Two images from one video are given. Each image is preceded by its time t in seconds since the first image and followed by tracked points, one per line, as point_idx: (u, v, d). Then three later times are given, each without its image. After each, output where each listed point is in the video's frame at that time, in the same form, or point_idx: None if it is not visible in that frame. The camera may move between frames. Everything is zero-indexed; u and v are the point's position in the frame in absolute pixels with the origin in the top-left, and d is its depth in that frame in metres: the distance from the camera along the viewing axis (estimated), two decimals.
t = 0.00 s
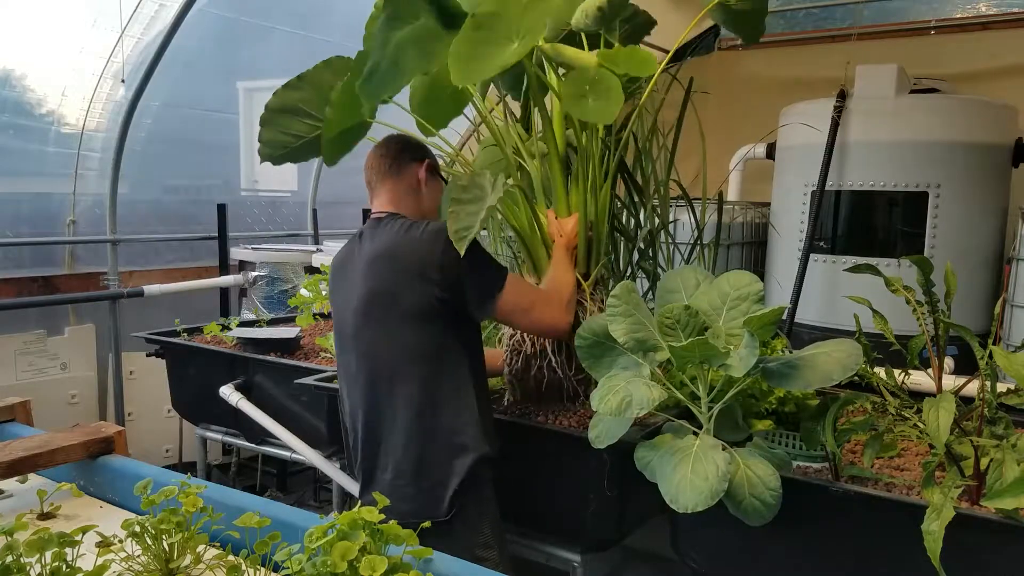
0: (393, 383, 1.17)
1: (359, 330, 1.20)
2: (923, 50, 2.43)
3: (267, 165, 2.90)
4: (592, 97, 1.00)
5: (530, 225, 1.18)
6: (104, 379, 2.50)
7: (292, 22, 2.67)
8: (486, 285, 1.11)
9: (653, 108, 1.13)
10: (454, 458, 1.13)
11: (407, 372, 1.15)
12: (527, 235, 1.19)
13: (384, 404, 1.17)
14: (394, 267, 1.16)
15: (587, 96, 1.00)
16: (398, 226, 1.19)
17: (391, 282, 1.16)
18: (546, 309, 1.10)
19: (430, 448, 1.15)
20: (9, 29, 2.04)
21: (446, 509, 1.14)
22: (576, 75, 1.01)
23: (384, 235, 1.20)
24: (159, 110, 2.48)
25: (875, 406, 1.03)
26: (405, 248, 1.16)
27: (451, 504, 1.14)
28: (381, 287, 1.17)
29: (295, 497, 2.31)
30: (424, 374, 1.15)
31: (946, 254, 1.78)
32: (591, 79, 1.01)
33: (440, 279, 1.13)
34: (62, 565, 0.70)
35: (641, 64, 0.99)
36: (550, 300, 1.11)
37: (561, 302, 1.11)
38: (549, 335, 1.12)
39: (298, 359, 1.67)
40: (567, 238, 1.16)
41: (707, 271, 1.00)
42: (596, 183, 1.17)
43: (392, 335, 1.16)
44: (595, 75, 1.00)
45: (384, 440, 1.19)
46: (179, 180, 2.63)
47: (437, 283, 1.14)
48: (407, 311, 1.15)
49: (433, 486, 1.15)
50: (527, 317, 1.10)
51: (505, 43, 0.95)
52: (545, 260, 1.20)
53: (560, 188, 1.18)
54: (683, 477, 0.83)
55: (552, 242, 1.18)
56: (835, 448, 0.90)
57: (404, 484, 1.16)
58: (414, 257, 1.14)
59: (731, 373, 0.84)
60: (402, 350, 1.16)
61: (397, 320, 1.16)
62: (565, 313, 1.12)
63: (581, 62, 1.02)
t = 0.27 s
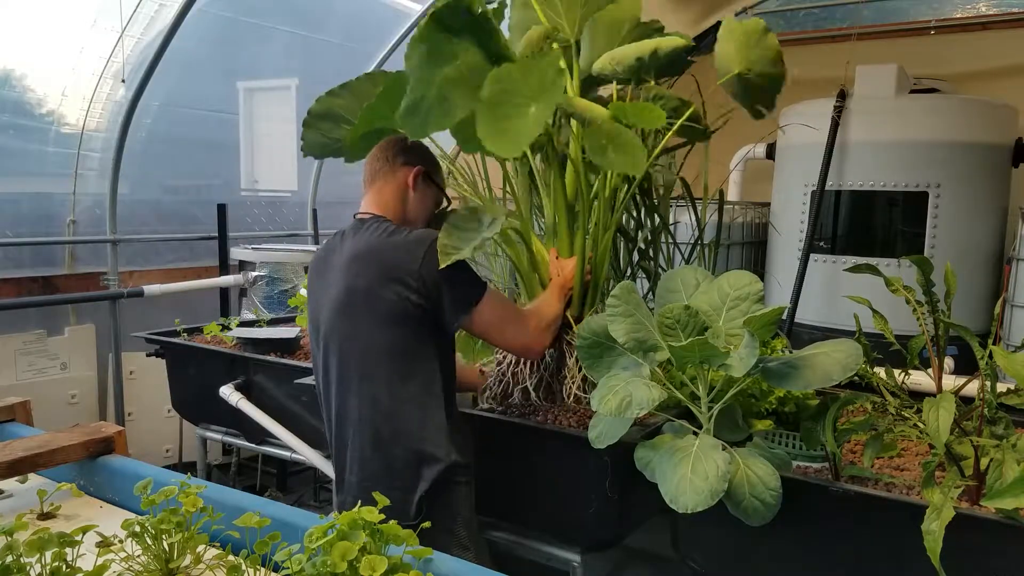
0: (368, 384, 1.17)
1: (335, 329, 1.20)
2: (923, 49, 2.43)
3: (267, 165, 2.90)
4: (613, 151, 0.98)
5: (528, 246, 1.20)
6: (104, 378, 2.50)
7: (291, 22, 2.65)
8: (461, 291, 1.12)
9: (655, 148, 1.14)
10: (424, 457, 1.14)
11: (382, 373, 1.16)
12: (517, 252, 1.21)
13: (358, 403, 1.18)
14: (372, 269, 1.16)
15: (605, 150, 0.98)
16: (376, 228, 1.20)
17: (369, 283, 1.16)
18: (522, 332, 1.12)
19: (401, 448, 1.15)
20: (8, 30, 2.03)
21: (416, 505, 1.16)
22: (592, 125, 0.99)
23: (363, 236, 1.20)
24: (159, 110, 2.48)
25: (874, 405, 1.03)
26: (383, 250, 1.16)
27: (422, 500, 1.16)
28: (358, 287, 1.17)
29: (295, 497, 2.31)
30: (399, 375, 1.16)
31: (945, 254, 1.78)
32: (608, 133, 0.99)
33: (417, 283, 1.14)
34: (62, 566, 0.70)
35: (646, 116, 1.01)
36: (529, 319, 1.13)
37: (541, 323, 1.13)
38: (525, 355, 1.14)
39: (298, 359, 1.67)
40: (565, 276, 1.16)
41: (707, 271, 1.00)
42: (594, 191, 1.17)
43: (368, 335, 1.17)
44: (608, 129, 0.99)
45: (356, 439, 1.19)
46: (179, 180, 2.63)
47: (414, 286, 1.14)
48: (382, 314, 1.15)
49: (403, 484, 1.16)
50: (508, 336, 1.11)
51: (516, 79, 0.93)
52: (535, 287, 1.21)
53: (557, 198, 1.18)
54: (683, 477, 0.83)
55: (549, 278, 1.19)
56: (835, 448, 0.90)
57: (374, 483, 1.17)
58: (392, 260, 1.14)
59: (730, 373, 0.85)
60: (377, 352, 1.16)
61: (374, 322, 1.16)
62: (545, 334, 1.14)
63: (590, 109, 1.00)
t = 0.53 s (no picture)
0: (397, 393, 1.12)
1: (363, 337, 1.14)
2: (923, 49, 2.43)
3: (267, 165, 2.90)
4: (612, 162, 1.01)
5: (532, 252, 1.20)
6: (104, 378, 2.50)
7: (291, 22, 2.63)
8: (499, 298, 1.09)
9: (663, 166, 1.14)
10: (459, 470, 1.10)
11: (414, 383, 1.11)
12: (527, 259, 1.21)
13: (387, 415, 1.12)
14: (403, 275, 1.10)
15: (606, 161, 1.01)
16: (408, 233, 1.15)
17: (401, 290, 1.10)
18: (540, 346, 1.11)
19: (434, 461, 1.10)
20: (8, 30, 2.03)
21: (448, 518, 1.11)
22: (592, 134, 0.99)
23: (394, 240, 1.15)
24: (159, 110, 2.48)
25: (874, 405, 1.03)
26: (417, 256, 1.11)
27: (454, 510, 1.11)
28: (390, 295, 1.11)
29: (295, 497, 2.31)
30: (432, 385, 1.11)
31: (946, 254, 1.78)
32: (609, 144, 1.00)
33: (451, 292, 1.09)
34: (62, 566, 0.70)
35: (661, 139, 1.02)
36: (548, 334, 1.12)
37: (556, 337, 1.13)
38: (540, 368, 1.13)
39: (298, 359, 1.67)
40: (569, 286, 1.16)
41: (707, 272, 1.00)
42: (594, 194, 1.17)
43: (400, 345, 1.11)
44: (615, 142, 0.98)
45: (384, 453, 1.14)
46: (179, 180, 2.63)
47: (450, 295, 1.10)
48: (416, 323, 1.10)
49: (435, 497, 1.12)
50: (525, 348, 1.10)
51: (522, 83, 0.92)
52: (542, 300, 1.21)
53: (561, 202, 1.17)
54: (683, 477, 0.83)
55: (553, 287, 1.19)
56: (835, 448, 0.90)
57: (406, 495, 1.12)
58: (427, 267, 1.10)
59: (730, 373, 0.85)
60: (410, 361, 1.11)
61: (406, 331, 1.11)
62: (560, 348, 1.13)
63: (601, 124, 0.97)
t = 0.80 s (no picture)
0: (384, 396, 1.12)
1: (353, 340, 1.14)
2: (923, 49, 2.43)
3: (267, 165, 2.90)
4: (574, 167, 0.98)
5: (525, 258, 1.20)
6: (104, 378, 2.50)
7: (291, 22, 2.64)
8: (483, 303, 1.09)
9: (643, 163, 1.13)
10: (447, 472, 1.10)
11: (401, 387, 1.11)
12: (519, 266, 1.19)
13: (375, 418, 1.12)
14: (386, 280, 1.10)
15: (567, 165, 0.99)
16: (396, 236, 1.14)
17: (387, 293, 1.10)
18: (526, 348, 1.11)
19: (422, 464, 1.10)
20: (8, 30, 2.03)
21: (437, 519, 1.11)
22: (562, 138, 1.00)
23: (382, 243, 1.14)
24: (159, 110, 2.48)
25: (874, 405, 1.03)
26: (404, 260, 1.11)
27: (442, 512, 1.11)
28: (377, 298, 1.11)
29: (295, 497, 2.31)
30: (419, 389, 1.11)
31: (945, 254, 1.78)
32: (574, 148, 0.99)
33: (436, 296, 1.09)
34: (63, 565, 0.70)
35: (627, 133, 0.99)
36: (535, 340, 1.12)
37: (544, 344, 1.12)
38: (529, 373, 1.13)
39: (298, 359, 1.67)
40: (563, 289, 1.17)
41: (707, 272, 1.00)
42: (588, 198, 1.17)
43: (388, 348, 1.11)
44: (576, 144, 0.99)
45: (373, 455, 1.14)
46: (179, 180, 2.63)
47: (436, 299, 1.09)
48: (402, 327, 1.10)
49: (424, 498, 1.12)
50: (512, 352, 1.10)
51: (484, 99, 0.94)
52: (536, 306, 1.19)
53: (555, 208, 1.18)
54: (683, 477, 0.83)
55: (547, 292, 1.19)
56: (835, 448, 0.90)
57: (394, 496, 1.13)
58: (413, 271, 1.09)
59: (730, 374, 0.85)
60: (397, 365, 1.11)
61: (392, 335, 1.11)
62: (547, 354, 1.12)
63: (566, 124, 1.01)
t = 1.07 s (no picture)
0: (383, 397, 1.12)
1: (353, 340, 1.14)
2: (923, 49, 2.43)
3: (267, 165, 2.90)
4: (582, 180, 0.98)
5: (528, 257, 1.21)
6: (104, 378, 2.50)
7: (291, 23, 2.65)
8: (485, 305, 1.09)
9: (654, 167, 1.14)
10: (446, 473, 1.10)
11: (401, 388, 1.11)
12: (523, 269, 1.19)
13: (374, 418, 1.12)
14: (388, 279, 1.10)
15: (577, 178, 0.98)
16: (398, 235, 1.14)
17: (389, 292, 1.10)
18: (530, 357, 1.11)
19: (422, 465, 1.10)
20: (8, 30, 2.03)
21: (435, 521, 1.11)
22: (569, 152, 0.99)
23: (382, 243, 1.14)
24: (159, 110, 2.49)
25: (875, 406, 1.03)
26: (405, 260, 1.11)
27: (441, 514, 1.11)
28: (378, 298, 1.11)
29: (295, 497, 2.31)
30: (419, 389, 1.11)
31: (945, 254, 1.78)
32: (581, 158, 0.99)
33: (437, 296, 1.09)
34: (63, 565, 0.70)
35: (637, 146, 0.97)
36: (536, 346, 1.12)
37: (546, 351, 1.13)
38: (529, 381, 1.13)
39: (298, 359, 1.67)
40: (562, 290, 1.17)
41: (707, 272, 1.00)
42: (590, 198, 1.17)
43: (388, 348, 1.11)
44: (586, 155, 0.98)
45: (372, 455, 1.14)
46: (179, 180, 2.63)
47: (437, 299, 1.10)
48: (402, 327, 1.10)
49: (423, 499, 1.12)
50: (519, 361, 1.11)
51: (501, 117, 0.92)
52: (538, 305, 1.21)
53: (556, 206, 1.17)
54: (683, 477, 0.83)
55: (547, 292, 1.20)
56: (835, 448, 0.90)
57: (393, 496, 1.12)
58: (414, 271, 1.10)
59: (731, 373, 0.85)
60: (397, 365, 1.11)
61: (394, 334, 1.11)
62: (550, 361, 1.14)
63: (574, 130, 1.03)
